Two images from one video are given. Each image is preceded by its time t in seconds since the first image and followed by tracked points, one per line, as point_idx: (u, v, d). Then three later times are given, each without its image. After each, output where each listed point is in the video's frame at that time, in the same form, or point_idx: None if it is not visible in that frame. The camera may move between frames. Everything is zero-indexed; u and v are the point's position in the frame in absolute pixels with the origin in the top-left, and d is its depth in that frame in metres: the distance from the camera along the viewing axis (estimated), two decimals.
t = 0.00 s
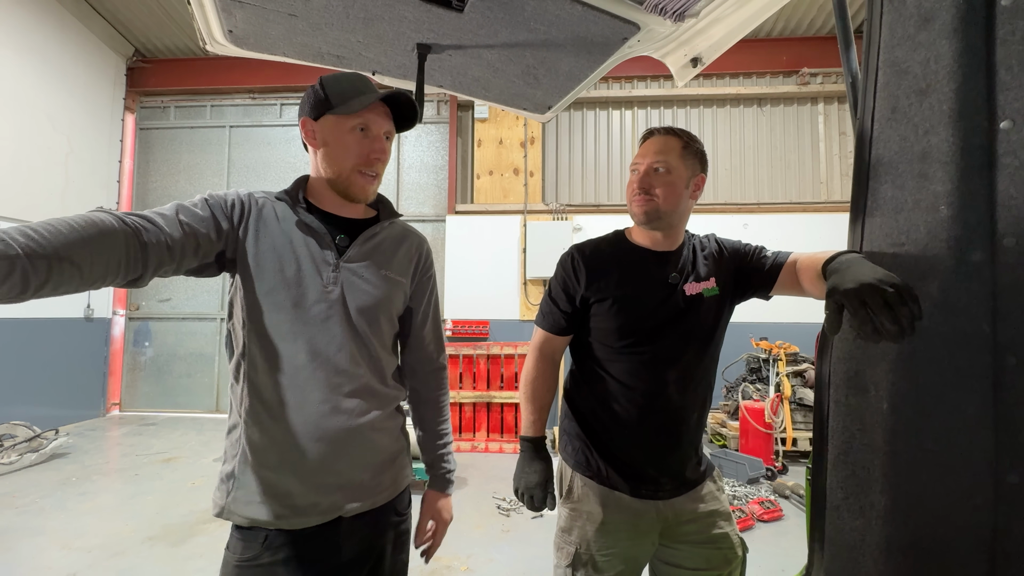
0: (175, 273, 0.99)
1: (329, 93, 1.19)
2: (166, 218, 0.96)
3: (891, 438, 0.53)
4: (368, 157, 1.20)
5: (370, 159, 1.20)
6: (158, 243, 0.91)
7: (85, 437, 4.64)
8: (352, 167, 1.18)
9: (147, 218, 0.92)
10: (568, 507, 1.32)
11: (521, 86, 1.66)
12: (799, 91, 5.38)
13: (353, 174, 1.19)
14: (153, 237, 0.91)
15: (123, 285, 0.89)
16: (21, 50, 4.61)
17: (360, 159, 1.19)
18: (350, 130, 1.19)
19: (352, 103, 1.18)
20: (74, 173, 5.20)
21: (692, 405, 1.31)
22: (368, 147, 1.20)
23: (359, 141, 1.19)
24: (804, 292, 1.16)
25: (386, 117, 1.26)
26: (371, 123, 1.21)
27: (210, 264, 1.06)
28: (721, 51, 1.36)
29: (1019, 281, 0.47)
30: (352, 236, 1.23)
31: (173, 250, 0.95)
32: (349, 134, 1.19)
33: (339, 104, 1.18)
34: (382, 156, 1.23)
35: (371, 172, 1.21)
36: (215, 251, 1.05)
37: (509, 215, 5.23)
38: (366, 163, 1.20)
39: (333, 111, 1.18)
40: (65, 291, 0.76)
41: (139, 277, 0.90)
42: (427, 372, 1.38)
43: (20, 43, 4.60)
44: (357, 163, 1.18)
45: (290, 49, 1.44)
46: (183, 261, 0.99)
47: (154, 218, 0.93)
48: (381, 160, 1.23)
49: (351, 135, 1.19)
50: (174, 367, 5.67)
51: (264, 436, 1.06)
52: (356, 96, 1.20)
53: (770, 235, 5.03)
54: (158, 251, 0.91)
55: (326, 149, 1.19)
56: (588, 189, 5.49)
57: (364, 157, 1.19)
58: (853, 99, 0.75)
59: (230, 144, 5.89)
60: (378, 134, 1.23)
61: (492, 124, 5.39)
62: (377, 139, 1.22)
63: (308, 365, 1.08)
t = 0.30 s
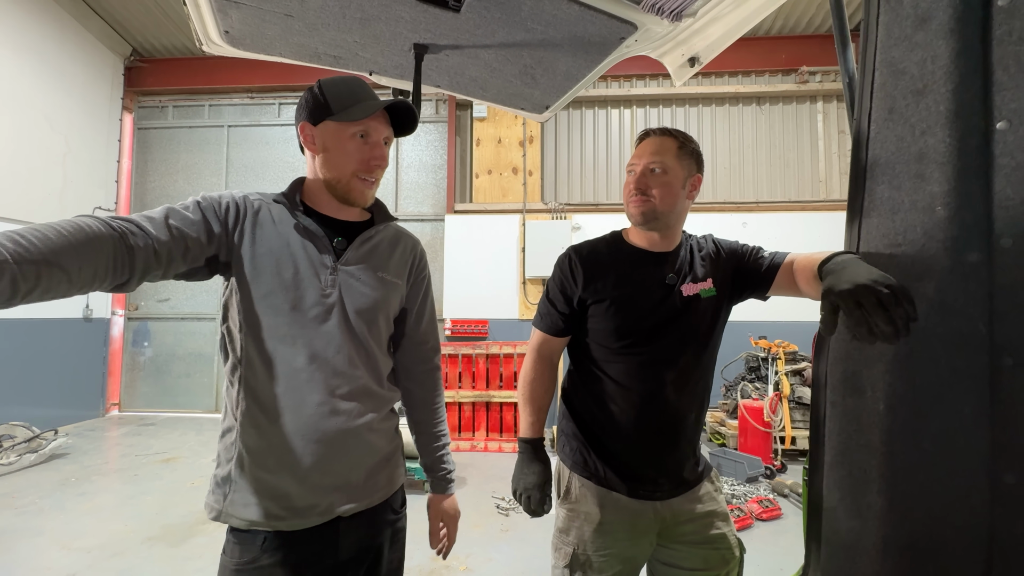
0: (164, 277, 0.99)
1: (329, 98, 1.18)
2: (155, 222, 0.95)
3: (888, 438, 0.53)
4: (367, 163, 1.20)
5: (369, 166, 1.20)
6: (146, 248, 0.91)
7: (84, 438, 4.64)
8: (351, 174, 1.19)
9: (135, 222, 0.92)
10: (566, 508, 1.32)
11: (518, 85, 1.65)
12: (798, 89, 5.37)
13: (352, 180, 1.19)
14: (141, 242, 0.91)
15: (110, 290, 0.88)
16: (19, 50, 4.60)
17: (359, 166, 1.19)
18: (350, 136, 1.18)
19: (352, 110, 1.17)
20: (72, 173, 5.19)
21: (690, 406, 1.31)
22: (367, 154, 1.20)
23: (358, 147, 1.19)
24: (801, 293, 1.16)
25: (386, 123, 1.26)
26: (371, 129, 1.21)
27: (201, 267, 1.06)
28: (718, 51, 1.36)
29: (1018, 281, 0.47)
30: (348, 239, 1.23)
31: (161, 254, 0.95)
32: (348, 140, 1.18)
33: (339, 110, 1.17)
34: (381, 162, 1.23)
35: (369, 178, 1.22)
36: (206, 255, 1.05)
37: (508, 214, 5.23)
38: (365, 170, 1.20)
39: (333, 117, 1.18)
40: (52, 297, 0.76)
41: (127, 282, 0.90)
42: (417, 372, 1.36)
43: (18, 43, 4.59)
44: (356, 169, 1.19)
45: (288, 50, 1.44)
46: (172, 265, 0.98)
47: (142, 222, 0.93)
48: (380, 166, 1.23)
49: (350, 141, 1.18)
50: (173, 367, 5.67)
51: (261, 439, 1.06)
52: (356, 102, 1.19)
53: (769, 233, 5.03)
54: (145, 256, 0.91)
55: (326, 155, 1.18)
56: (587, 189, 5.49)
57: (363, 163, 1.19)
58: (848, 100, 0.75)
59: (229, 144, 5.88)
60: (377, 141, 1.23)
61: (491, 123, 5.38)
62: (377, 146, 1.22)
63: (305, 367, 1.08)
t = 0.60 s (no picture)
0: (153, 277, 0.98)
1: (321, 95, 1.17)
2: (144, 220, 0.95)
3: (886, 437, 0.53)
4: (361, 160, 1.19)
5: (363, 163, 1.19)
6: (134, 247, 0.90)
7: (82, 437, 4.63)
8: (346, 171, 1.18)
9: (122, 221, 0.91)
10: (564, 506, 1.32)
11: (515, 82, 1.64)
12: (797, 87, 5.36)
13: (347, 177, 1.18)
14: (128, 241, 0.90)
15: (98, 290, 0.88)
16: (14, 47, 4.56)
17: (354, 163, 1.18)
18: (343, 132, 1.18)
19: (345, 106, 1.16)
20: (69, 172, 5.17)
21: (687, 404, 1.30)
22: (361, 150, 1.19)
23: (351, 144, 1.18)
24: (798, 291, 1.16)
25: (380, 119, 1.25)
26: (364, 125, 1.20)
27: (191, 267, 1.05)
28: (717, 47, 1.35)
29: (1016, 279, 0.47)
30: (342, 237, 1.22)
31: (150, 253, 0.94)
32: (342, 137, 1.17)
33: (332, 107, 1.17)
34: (375, 159, 1.22)
35: (364, 175, 1.21)
36: (196, 254, 1.04)
37: (506, 212, 5.22)
38: (361, 167, 1.19)
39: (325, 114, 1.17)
40: (39, 296, 0.75)
41: (116, 281, 0.89)
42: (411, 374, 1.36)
43: (13, 40, 4.56)
44: (351, 166, 1.18)
45: (282, 46, 1.43)
46: (161, 265, 0.98)
47: (131, 221, 0.92)
48: (375, 163, 1.22)
49: (343, 137, 1.17)
50: (171, 366, 5.67)
51: (256, 439, 1.06)
52: (349, 98, 1.19)
53: (768, 231, 5.03)
54: (133, 254, 0.90)
55: (319, 152, 1.17)
56: (586, 187, 5.48)
57: (356, 160, 1.18)
58: (846, 96, 0.74)
59: (226, 142, 5.87)
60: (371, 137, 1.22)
61: (489, 121, 5.36)
62: (371, 143, 1.21)
63: (299, 366, 1.07)
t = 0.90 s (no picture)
0: (154, 282, 0.98)
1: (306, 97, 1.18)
2: (144, 226, 0.95)
3: (886, 439, 0.53)
4: (348, 158, 1.19)
5: (349, 161, 1.19)
6: (135, 252, 0.91)
7: (85, 438, 4.65)
8: (333, 170, 1.18)
9: (123, 226, 0.92)
10: (565, 508, 1.32)
11: (516, 84, 1.64)
12: (798, 87, 5.36)
13: (334, 176, 1.18)
14: (129, 246, 0.90)
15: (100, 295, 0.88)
16: (17, 50, 4.58)
17: (339, 162, 1.18)
18: (327, 132, 1.19)
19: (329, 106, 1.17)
20: (72, 174, 5.20)
21: (687, 405, 1.30)
22: (346, 149, 1.19)
23: (336, 142, 1.18)
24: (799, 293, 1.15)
25: (368, 117, 1.25)
26: (349, 123, 1.20)
27: (192, 271, 1.06)
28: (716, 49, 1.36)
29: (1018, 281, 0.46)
30: (341, 240, 1.23)
31: (151, 259, 0.95)
32: (326, 137, 1.18)
33: (316, 108, 1.18)
34: (363, 157, 1.22)
35: (353, 173, 1.21)
36: (196, 258, 1.05)
37: (507, 213, 5.22)
38: (347, 165, 1.19)
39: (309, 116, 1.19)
40: (42, 302, 0.76)
41: (117, 286, 0.90)
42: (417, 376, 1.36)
43: (16, 43, 4.58)
44: (338, 165, 1.18)
45: (283, 49, 1.43)
46: (162, 270, 0.98)
47: (131, 226, 0.93)
48: (363, 160, 1.22)
49: (327, 137, 1.18)
50: (173, 367, 5.68)
51: (255, 442, 1.06)
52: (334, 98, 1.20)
53: (769, 232, 5.02)
54: (134, 259, 0.91)
55: (307, 154, 1.20)
56: (586, 187, 5.48)
57: (342, 158, 1.19)
58: (847, 99, 0.74)
59: (228, 144, 5.88)
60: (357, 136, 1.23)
61: (490, 121, 5.36)
62: (357, 140, 1.21)
63: (298, 369, 1.07)
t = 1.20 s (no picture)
0: (156, 283, 0.99)
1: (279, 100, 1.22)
2: (147, 228, 0.96)
3: (888, 438, 0.53)
4: (314, 149, 1.18)
5: (316, 153, 1.18)
6: (138, 254, 0.91)
7: (87, 437, 4.66)
8: (301, 164, 1.18)
9: (126, 229, 0.92)
10: (565, 508, 1.32)
11: (517, 83, 1.64)
12: (798, 85, 5.35)
13: (303, 170, 1.18)
14: (133, 247, 0.91)
15: (103, 297, 0.89)
16: (17, 50, 4.58)
17: (307, 154, 1.17)
18: (294, 128, 1.19)
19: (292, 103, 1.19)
20: (73, 174, 5.20)
21: (688, 404, 1.30)
22: (311, 140, 1.18)
23: (301, 135, 1.18)
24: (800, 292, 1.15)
25: (341, 108, 1.24)
26: (315, 116, 1.20)
27: (194, 272, 1.07)
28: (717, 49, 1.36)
29: (1017, 280, 0.46)
30: (338, 240, 1.23)
31: (154, 260, 0.95)
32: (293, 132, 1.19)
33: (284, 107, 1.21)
34: (331, 146, 1.19)
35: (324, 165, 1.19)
36: (199, 260, 1.06)
37: (508, 212, 5.22)
38: (314, 157, 1.18)
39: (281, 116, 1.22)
40: (46, 304, 0.76)
41: (121, 288, 0.90)
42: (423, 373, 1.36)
43: (16, 43, 4.58)
44: (305, 158, 1.17)
45: (284, 50, 1.43)
46: (164, 271, 0.99)
47: (135, 229, 0.93)
48: (334, 151, 1.19)
49: (293, 131, 1.19)
50: (175, 367, 5.70)
51: (255, 444, 1.07)
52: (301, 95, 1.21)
53: (770, 231, 5.01)
54: (138, 261, 0.91)
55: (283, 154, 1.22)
56: (587, 187, 5.48)
57: (309, 150, 1.17)
58: (850, 96, 0.74)
59: (228, 144, 5.89)
60: (326, 126, 1.21)
61: (490, 121, 5.36)
62: (322, 130, 1.19)
63: (297, 370, 1.08)
